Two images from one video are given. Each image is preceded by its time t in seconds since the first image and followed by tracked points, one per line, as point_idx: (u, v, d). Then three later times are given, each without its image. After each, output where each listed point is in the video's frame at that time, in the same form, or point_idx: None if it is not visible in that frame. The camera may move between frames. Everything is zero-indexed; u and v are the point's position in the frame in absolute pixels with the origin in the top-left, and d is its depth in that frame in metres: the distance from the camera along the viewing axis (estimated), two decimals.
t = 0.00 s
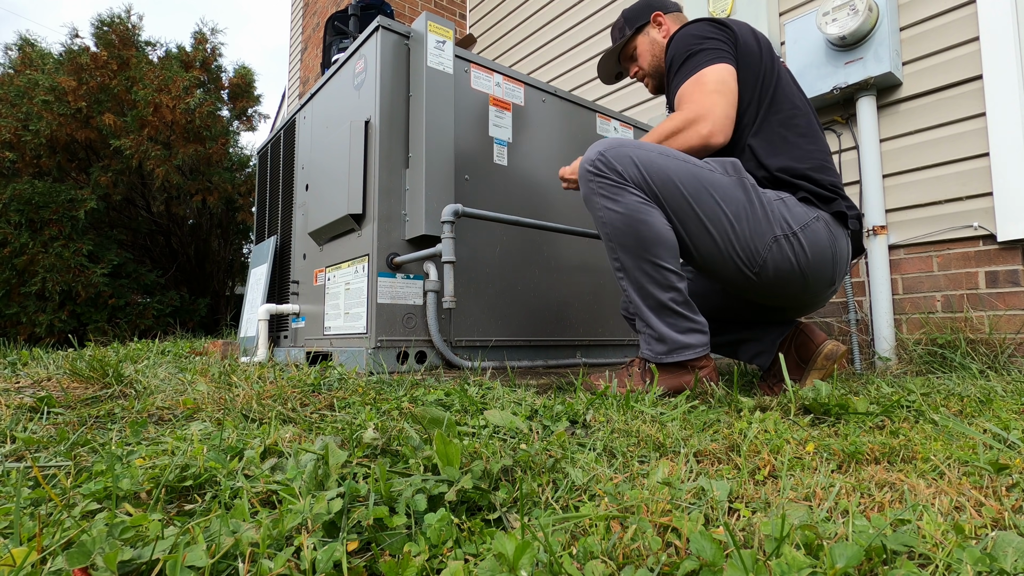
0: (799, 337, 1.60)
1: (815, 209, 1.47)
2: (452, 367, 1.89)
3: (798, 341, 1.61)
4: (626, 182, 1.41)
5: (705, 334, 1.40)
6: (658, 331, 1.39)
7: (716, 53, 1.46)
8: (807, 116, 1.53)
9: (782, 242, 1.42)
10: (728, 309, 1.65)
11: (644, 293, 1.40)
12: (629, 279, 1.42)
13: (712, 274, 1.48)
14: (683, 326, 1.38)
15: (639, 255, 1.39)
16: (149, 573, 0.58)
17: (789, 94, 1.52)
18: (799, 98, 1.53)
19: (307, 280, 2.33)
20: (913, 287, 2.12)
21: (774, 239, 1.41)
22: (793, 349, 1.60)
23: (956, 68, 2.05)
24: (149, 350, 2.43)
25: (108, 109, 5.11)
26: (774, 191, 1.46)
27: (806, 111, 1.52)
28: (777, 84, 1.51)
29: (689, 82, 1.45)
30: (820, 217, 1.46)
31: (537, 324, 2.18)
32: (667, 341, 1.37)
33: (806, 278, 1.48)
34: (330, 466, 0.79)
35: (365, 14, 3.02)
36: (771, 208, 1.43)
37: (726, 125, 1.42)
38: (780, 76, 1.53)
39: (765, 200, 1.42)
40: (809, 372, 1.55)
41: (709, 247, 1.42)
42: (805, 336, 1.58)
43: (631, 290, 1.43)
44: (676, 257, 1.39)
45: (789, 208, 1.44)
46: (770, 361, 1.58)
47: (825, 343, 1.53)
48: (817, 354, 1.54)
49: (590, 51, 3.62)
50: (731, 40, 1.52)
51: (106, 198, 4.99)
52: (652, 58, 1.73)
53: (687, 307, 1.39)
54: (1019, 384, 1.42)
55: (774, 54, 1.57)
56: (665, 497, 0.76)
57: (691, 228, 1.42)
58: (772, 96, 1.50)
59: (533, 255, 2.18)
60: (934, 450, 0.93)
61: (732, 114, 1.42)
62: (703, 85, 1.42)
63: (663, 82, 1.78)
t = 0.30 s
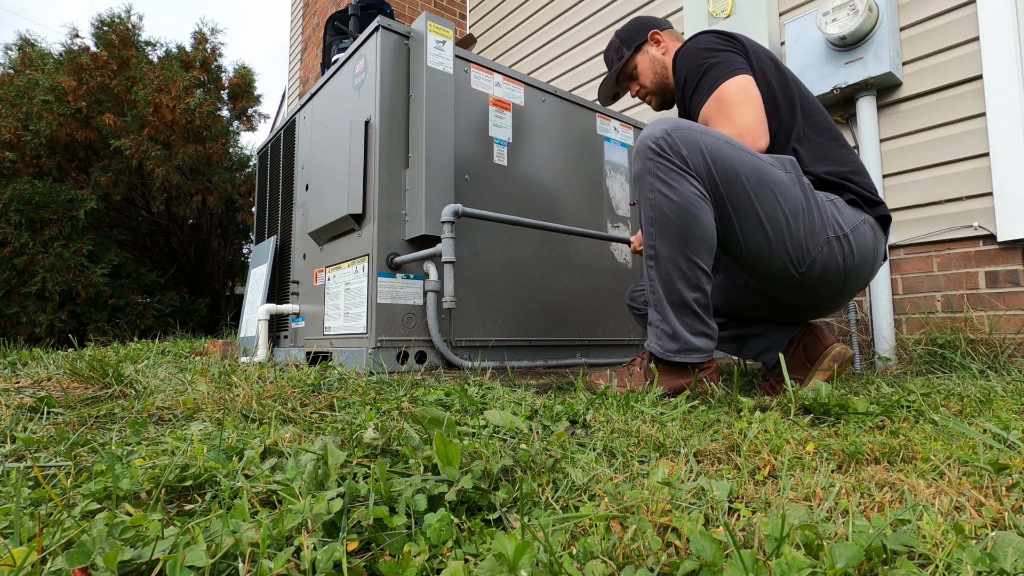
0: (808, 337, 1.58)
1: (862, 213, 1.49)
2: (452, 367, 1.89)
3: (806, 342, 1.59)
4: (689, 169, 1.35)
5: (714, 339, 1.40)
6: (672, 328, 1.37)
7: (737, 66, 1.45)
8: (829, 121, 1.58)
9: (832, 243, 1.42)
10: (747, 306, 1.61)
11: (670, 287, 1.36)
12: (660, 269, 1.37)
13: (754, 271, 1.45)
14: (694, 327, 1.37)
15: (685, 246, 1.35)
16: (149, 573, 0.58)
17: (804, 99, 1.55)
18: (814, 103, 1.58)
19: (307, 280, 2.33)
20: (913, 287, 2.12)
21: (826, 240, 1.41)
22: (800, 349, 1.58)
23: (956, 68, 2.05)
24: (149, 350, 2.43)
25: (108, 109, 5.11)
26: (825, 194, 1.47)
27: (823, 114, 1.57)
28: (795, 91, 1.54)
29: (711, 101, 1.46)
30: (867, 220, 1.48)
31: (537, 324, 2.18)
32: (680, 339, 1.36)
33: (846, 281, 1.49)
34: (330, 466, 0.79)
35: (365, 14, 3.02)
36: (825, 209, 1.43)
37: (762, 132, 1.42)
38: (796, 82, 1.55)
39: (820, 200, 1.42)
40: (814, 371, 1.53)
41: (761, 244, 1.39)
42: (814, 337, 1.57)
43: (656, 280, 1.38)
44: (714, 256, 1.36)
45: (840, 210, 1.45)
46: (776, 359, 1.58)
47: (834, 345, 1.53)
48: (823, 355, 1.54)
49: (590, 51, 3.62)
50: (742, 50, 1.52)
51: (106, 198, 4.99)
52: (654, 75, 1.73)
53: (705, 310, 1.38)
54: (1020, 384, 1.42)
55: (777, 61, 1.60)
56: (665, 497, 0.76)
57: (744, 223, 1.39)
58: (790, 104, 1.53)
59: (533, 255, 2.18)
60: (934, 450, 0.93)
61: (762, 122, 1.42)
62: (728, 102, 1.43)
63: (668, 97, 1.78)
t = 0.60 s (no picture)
0: (810, 337, 1.58)
1: (867, 216, 1.49)
2: (452, 367, 1.89)
3: (807, 342, 1.59)
4: (696, 168, 1.34)
5: (716, 339, 1.40)
6: (674, 327, 1.37)
7: (735, 75, 1.46)
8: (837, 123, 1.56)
9: (836, 246, 1.42)
10: (752, 303, 1.61)
11: (673, 286, 1.36)
12: (664, 268, 1.37)
13: (758, 272, 1.45)
14: (697, 327, 1.37)
15: (689, 246, 1.34)
16: (149, 573, 0.58)
17: (808, 103, 1.55)
18: (819, 106, 1.57)
19: (307, 280, 2.33)
20: (913, 287, 2.13)
21: (830, 243, 1.41)
22: (801, 349, 1.58)
23: (956, 68, 2.04)
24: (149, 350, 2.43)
25: (108, 109, 5.11)
26: (830, 196, 1.46)
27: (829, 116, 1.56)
28: (798, 96, 1.53)
29: (703, 108, 1.47)
30: (872, 224, 1.48)
31: (537, 324, 2.18)
32: (682, 338, 1.35)
33: (850, 283, 1.49)
34: (330, 466, 0.79)
35: (364, 14, 3.02)
36: (831, 211, 1.43)
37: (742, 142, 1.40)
38: (801, 85, 1.54)
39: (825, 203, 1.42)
40: (814, 371, 1.53)
41: (765, 245, 1.39)
42: (816, 337, 1.57)
43: (659, 278, 1.38)
44: (718, 255, 1.36)
45: (845, 213, 1.45)
46: (776, 359, 1.58)
47: (836, 346, 1.53)
48: (824, 356, 1.54)
49: (590, 51, 3.62)
50: (744, 57, 1.52)
51: (106, 198, 4.99)
52: (663, 77, 1.73)
53: (708, 310, 1.38)
54: (1020, 384, 1.42)
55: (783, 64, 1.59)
56: (664, 497, 0.76)
57: (748, 224, 1.39)
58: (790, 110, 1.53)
59: (533, 255, 2.18)
60: (934, 450, 0.93)
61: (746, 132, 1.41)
62: (717, 109, 1.44)
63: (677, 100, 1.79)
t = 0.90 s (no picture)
0: (810, 338, 1.58)
1: (867, 216, 1.49)
2: (452, 367, 1.89)
3: (807, 342, 1.59)
4: (695, 168, 1.34)
5: (717, 339, 1.40)
6: (675, 327, 1.37)
7: (739, 78, 1.46)
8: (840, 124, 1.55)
9: (835, 247, 1.42)
10: (752, 303, 1.61)
11: (673, 286, 1.36)
12: (664, 268, 1.37)
13: (757, 272, 1.46)
14: (698, 327, 1.37)
15: (689, 246, 1.35)
16: (148, 573, 0.58)
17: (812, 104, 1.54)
18: (822, 107, 1.56)
19: (307, 280, 2.33)
20: (913, 287, 2.13)
21: (829, 243, 1.41)
22: (802, 349, 1.58)
23: (956, 68, 2.04)
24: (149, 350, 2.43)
25: (108, 109, 5.11)
26: (830, 197, 1.46)
27: (832, 117, 1.55)
28: (801, 97, 1.53)
29: (707, 111, 1.47)
30: (871, 225, 1.48)
31: (537, 324, 2.18)
32: (683, 338, 1.35)
33: (849, 283, 1.49)
34: (330, 466, 0.79)
35: (364, 14, 3.02)
36: (829, 212, 1.43)
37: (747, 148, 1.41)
38: (804, 87, 1.54)
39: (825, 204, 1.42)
40: (814, 372, 1.53)
41: (764, 246, 1.39)
42: (816, 337, 1.57)
43: (659, 278, 1.38)
44: (717, 255, 1.36)
45: (844, 213, 1.45)
46: (777, 359, 1.58)
47: (836, 346, 1.53)
48: (824, 356, 1.54)
49: (590, 51, 3.62)
50: (748, 58, 1.52)
51: (106, 198, 4.98)
52: (664, 81, 1.72)
53: (708, 310, 1.38)
54: (1020, 384, 1.42)
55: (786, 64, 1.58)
56: (665, 497, 0.76)
57: (747, 224, 1.39)
58: (791, 113, 1.53)
59: (533, 255, 2.18)
60: (934, 450, 0.93)
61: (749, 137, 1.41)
62: (722, 113, 1.44)
63: (681, 102, 1.75)
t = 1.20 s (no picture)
0: (810, 337, 1.58)
1: (866, 217, 1.49)
2: (452, 367, 1.89)
3: (808, 341, 1.59)
4: (695, 168, 1.34)
5: (716, 339, 1.40)
6: (674, 326, 1.37)
7: (737, 78, 1.46)
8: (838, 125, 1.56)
9: (835, 247, 1.42)
10: (751, 303, 1.61)
11: (673, 285, 1.35)
12: (664, 268, 1.36)
13: (757, 273, 1.46)
14: (697, 327, 1.37)
15: (689, 246, 1.34)
16: (149, 573, 0.58)
17: (810, 104, 1.54)
18: (820, 107, 1.56)
19: (307, 280, 2.33)
20: (913, 287, 2.13)
21: (829, 244, 1.42)
22: (802, 349, 1.58)
23: (956, 68, 2.04)
24: (149, 350, 2.43)
25: (108, 109, 5.11)
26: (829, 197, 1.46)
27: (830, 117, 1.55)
28: (799, 97, 1.53)
29: (707, 111, 1.47)
30: (871, 225, 1.48)
31: (537, 324, 2.18)
32: (682, 338, 1.35)
33: (848, 283, 1.49)
34: (330, 466, 0.79)
35: (364, 14, 3.02)
36: (829, 212, 1.43)
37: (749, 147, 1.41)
38: (802, 87, 1.54)
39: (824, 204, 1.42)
40: (814, 372, 1.53)
41: (763, 246, 1.40)
42: (816, 337, 1.57)
43: (659, 278, 1.38)
44: (717, 255, 1.36)
45: (844, 213, 1.45)
46: (776, 359, 1.58)
47: (836, 346, 1.53)
48: (824, 356, 1.54)
49: (590, 51, 3.62)
50: (745, 58, 1.52)
51: (106, 198, 4.99)
52: (661, 82, 1.72)
53: (708, 309, 1.38)
54: (1020, 384, 1.42)
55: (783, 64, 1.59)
56: (665, 497, 0.76)
57: (748, 223, 1.39)
58: (790, 112, 1.53)
59: (533, 255, 2.18)
60: (934, 450, 0.93)
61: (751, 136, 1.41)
62: (722, 113, 1.43)
63: (679, 103, 1.75)
